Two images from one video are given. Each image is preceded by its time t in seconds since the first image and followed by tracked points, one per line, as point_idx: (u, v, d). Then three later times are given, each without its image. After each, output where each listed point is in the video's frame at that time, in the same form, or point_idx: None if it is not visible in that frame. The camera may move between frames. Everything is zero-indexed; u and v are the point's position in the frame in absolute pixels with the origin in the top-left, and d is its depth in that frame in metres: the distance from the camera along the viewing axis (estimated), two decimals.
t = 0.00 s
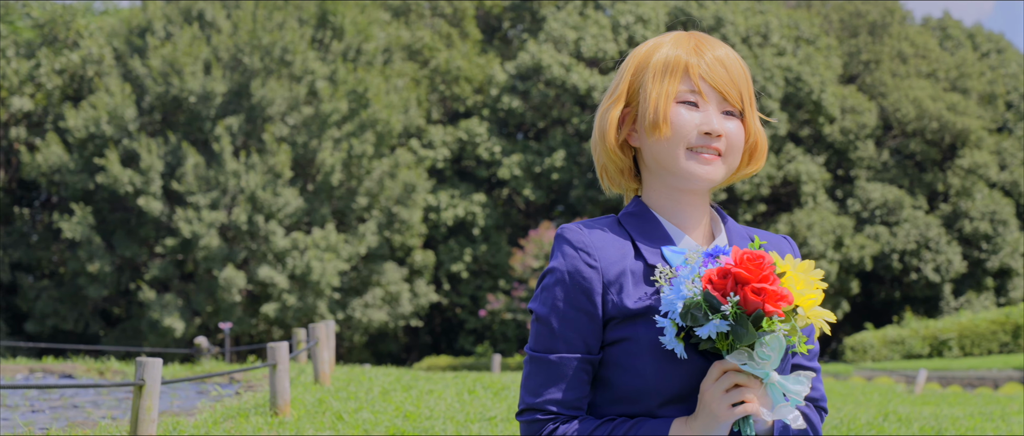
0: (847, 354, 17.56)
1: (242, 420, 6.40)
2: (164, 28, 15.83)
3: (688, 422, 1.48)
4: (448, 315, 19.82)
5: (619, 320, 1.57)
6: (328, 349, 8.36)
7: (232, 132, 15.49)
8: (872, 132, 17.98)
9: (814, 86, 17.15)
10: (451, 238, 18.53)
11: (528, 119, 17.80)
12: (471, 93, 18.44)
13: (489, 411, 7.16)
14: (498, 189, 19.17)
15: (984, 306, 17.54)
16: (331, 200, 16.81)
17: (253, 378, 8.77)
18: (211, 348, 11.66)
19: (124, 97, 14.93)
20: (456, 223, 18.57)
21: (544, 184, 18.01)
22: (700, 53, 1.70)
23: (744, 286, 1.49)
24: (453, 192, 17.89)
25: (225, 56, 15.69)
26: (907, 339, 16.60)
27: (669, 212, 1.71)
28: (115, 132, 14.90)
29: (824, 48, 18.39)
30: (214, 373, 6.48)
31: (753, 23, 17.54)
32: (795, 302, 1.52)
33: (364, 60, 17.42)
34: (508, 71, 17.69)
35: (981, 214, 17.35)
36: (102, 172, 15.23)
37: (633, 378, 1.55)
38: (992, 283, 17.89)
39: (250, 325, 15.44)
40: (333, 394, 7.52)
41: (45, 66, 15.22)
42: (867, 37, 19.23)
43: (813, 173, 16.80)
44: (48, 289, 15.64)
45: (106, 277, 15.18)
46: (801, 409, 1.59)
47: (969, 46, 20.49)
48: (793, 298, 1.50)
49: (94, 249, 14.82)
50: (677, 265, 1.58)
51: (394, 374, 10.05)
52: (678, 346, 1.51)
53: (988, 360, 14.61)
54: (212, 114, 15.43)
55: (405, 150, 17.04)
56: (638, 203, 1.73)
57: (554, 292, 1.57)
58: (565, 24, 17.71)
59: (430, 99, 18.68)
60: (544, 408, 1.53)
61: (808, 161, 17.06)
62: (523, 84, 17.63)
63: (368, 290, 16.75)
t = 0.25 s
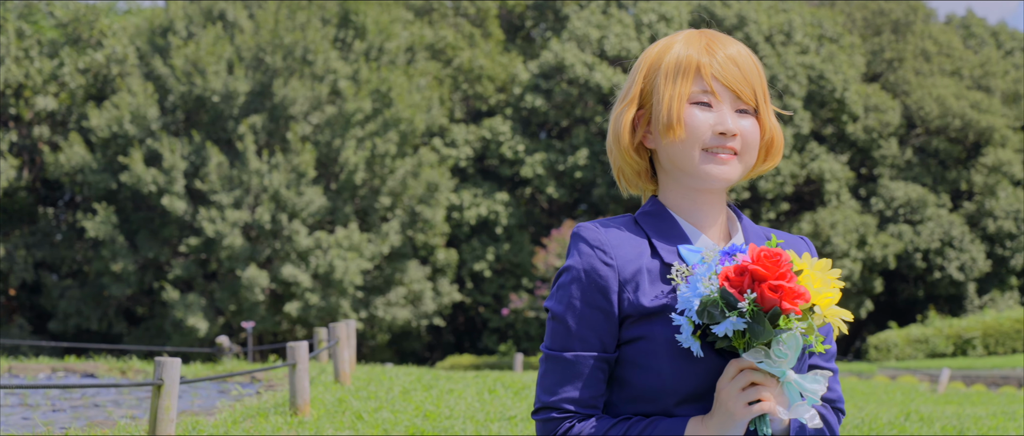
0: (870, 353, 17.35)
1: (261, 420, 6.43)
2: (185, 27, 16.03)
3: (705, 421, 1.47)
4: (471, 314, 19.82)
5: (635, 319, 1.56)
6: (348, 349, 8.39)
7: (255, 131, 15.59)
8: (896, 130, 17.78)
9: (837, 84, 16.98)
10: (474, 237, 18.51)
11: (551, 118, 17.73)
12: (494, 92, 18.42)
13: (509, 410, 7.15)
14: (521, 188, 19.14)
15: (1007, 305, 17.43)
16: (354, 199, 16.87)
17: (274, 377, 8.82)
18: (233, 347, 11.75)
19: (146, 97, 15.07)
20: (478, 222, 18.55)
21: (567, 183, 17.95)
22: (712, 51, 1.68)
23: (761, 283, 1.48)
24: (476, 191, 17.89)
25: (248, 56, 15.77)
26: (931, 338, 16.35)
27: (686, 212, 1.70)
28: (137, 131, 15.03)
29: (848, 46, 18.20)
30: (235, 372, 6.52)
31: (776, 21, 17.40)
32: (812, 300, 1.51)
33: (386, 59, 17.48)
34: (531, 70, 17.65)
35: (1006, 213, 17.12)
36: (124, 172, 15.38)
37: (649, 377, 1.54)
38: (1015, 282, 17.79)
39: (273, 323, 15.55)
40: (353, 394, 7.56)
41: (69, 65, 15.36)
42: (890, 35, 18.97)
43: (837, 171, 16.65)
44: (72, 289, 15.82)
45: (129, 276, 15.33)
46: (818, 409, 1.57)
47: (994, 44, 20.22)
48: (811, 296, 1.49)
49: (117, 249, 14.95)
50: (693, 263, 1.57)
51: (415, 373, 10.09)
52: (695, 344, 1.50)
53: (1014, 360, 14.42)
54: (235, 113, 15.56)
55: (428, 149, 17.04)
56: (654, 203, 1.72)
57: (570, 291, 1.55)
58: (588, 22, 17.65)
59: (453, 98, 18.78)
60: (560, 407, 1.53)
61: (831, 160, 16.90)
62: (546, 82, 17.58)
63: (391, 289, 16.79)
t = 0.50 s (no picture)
0: (892, 351, 17.15)
1: (279, 419, 6.47)
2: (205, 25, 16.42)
3: (720, 421, 1.46)
4: (491, 311, 19.81)
5: (649, 318, 1.55)
6: (367, 347, 8.43)
7: (276, 129, 15.68)
8: (917, 128, 17.59)
9: (858, 82, 16.82)
10: (495, 235, 18.48)
11: (572, 115, 17.67)
12: (515, 90, 18.39)
13: (528, 409, 7.15)
14: (541, 185, 19.10)
15: None
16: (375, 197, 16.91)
17: (293, 376, 8.86)
18: (253, 345, 11.83)
19: (166, 95, 15.20)
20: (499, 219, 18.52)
21: (587, 180, 17.89)
22: (730, 50, 1.66)
23: (776, 281, 1.46)
24: (496, 189, 17.88)
25: (268, 54, 15.86)
26: (952, 336, 16.13)
27: (700, 212, 1.69)
28: (158, 129, 15.17)
29: (869, 44, 18.02)
30: (253, 371, 6.55)
31: (797, 19, 17.28)
32: (827, 299, 1.49)
33: (406, 57, 17.55)
34: (551, 67, 17.62)
35: None
36: (145, 170, 15.52)
37: (665, 378, 1.53)
38: None
39: (294, 321, 15.64)
40: (372, 392, 7.59)
41: (90, 63, 15.50)
42: (911, 32, 18.77)
43: (858, 169, 16.50)
44: (93, 286, 15.99)
45: (150, 273, 15.47)
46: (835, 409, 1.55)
47: (1017, 41, 19.97)
48: (826, 295, 1.47)
49: (138, 247, 15.08)
50: (709, 262, 1.56)
51: (434, 372, 10.11)
52: (710, 344, 1.49)
53: None
54: (256, 110, 15.68)
55: (448, 147, 17.04)
56: (669, 203, 1.71)
57: (584, 291, 1.55)
58: (609, 20, 17.60)
59: (474, 96, 18.87)
60: (575, 407, 1.52)
61: (852, 157, 16.76)
62: (566, 80, 17.52)
63: (412, 286, 16.82)
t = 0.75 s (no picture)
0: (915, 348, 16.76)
1: (301, 416, 6.52)
2: (229, 23, 16.64)
3: (738, 420, 1.44)
4: (515, 308, 19.80)
5: (665, 319, 1.55)
6: (389, 344, 8.47)
7: (300, 126, 15.77)
8: (941, 124, 17.34)
9: (883, 78, 16.62)
10: (519, 231, 18.45)
11: (596, 112, 17.58)
12: (538, 87, 18.34)
13: (550, 406, 7.15)
14: (565, 182, 19.05)
15: None
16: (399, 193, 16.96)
17: (316, 373, 8.92)
18: (275, 343, 11.92)
19: (191, 92, 15.35)
20: (523, 216, 18.48)
21: (611, 177, 17.82)
22: (748, 51, 1.65)
23: (792, 280, 1.45)
24: (520, 186, 17.86)
25: (291, 51, 15.99)
26: (977, 332, 15.91)
27: (716, 213, 1.68)
28: (182, 126, 15.32)
29: (894, 40, 17.79)
30: (276, 370, 6.60)
31: (821, 15, 17.11)
32: (844, 297, 1.48)
33: (429, 54, 17.58)
34: (574, 64, 17.56)
35: None
36: (169, 167, 15.72)
37: (683, 378, 1.53)
38: None
39: (318, 318, 15.75)
40: (393, 390, 7.63)
41: (115, 60, 15.61)
42: (935, 29, 18.45)
43: (883, 165, 16.32)
44: (118, 283, 16.20)
45: (174, 270, 15.64)
46: (853, 407, 1.54)
47: None
48: (842, 294, 1.46)
49: (162, 243, 15.25)
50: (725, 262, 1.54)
51: (456, 369, 10.14)
52: (726, 343, 1.48)
53: None
54: (280, 107, 15.81)
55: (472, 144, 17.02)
56: (685, 203, 1.70)
57: (601, 292, 1.54)
58: (633, 16, 17.48)
59: (497, 93, 18.64)
60: (592, 409, 1.51)
61: (876, 153, 16.58)
62: (590, 76, 17.43)
63: (435, 283, 16.85)
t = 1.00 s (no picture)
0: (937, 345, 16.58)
1: (319, 414, 6.54)
2: (250, 19, 16.65)
3: (753, 417, 1.44)
4: (535, 305, 19.78)
5: (680, 316, 1.54)
6: (407, 342, 8.50)
7: (320, 123, 15.85)
8: (961, 119, 17.14)
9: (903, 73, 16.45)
10: (538, 228, 18.41)
11: (615, 109, 17.51)
12: (557, 84, 18.29)
13: (567, 403, 7.14)
14: (585, 178, 18.99)
15: None
16: (419, 190, 17.01)
17: (334, 370, 8.97)
18: (294, 340, 11.98)
19: (211, 88, 15.44)
20: (543, 212, 18.44)
21: (631, 173, 17.74)
22: (760, 48, 1.64)
23: (806, 276, 1.45)
24: (540, 182, 17.83)
25: (310, 47, 16.10)
26: (998, 328, 15.78)
27: (730, 210, 1.67)
28: (203, 122, 15.43)
29: (914, 35, 17.62)
30: (294, 367, 6.64)
31: (841, 10, 16.96)
32: (859, 293, 1.47)
33: (450, 50, 17.58)
34: (594, 60, 17.51)
35: None
36: (189, 164, 15.86)
37: (697, 376, 1.52)
38: None
39: (338, 315, 15.80)
40: (411, 387, 7.65)
41: (135, 58, 15.73)
42: (956, 23, 18.23)
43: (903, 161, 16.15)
44: (138, 280, 16.33)
45: (194, 267, 15.74)
46: (868, 404, 1.52)
47: None
48: (857, 289, 1.45)
49: (183, 239, 15.38)
50: (739, 259, 1.54)
51: (473, 367, 10.15)
52: (741, 340, 1.47)
53: None
54: (299, 104, 15.91)
55: (491, 140, 17.00)
56: (698, 200, 1.70)
57: (614, 288, 1.54)
58: (652, 12, 17.38)
59: (517, 89, 18.67)
60: (607, 405, 1.51)
61: (896, 149, 16.42)
62: (610, 73, 17.37)
63: (455, 279, 16.86)
